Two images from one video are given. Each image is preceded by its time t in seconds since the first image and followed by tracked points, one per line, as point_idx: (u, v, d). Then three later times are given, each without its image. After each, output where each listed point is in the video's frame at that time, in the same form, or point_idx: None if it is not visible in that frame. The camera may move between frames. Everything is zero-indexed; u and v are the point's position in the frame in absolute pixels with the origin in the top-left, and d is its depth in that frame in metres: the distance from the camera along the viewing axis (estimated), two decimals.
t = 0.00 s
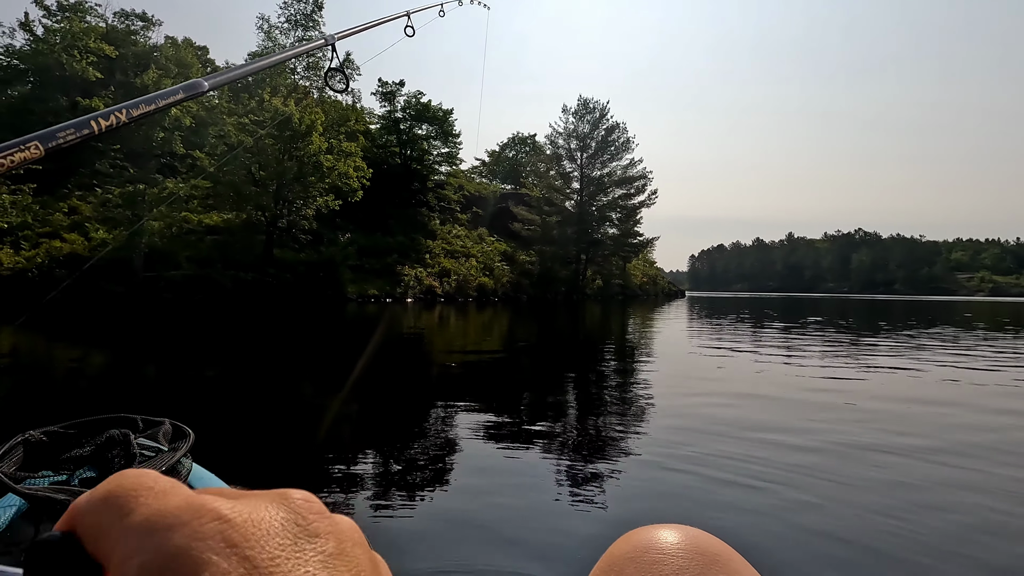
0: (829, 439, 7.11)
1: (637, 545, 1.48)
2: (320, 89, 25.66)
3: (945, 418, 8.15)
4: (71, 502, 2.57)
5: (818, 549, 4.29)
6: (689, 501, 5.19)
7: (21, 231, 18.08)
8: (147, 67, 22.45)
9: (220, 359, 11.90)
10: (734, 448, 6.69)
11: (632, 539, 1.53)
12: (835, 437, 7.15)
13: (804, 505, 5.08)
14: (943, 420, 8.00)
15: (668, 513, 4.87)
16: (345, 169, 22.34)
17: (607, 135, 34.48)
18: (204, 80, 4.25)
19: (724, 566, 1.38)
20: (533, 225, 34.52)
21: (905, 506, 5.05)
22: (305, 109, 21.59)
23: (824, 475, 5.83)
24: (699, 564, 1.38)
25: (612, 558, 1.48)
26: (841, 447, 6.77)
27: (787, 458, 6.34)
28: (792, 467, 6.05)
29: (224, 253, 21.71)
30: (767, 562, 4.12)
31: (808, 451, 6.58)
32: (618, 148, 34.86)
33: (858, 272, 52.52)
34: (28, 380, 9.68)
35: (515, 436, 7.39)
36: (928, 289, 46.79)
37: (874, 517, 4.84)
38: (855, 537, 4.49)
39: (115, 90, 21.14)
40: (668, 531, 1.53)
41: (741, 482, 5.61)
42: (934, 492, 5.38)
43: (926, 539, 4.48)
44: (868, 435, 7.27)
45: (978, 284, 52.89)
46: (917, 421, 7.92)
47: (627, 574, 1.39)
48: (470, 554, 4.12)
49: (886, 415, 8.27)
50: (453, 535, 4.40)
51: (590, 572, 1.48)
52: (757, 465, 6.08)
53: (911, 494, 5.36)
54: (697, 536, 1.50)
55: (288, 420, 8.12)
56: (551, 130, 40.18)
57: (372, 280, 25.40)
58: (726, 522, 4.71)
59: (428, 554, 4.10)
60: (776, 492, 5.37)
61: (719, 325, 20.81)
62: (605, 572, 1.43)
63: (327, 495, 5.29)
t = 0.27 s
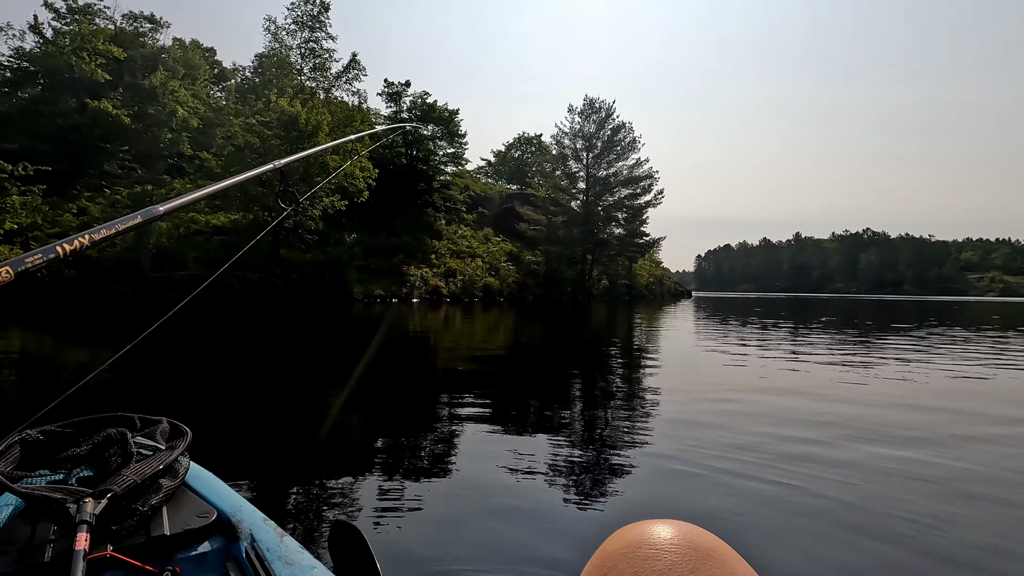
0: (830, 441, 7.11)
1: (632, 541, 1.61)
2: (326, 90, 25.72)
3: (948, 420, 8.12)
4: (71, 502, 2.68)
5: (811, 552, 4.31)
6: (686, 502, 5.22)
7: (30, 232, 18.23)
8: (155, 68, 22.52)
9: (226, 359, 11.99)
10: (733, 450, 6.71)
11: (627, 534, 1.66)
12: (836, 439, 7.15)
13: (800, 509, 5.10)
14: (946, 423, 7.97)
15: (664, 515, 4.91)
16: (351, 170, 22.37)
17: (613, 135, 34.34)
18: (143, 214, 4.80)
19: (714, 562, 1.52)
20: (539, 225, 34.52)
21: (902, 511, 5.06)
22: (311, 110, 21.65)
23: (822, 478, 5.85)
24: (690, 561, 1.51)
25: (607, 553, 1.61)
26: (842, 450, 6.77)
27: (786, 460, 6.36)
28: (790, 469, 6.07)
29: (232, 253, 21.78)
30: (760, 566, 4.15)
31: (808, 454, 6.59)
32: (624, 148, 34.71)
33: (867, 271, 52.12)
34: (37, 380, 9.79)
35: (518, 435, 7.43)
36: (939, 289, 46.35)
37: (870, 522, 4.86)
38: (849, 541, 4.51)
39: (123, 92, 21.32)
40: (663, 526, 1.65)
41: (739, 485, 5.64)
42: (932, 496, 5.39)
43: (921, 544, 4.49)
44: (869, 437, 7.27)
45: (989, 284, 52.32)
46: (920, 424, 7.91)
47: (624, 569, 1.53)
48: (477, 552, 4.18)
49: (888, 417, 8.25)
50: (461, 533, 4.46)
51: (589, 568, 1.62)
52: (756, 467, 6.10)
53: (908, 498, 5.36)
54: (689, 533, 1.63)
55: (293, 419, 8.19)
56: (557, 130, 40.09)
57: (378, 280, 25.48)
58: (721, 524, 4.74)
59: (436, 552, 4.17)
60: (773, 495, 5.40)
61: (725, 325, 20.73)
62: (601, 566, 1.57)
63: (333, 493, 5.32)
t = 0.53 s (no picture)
0: (839, 438, 7.02)
1: (634, 538, 1.58)
2: (332, 91, 25.82)
3: (959, 417, 8.01)
4: (73, 502, 2.71)
5: (817, 541, 4.24)
6: (691, 496, 5.15)
7: (40, 232, 18.57)
8: (163, 70, 22.66)
9: (232, 359, 12.05)
10: (742, 446, 6.63)
11: (630, 531, 1.64)
12: (844, 436, 7.07)
13: (808, 500, 5.03)
14: (956, 419, 7.86)
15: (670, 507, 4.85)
16: (357, 169, 22.41)
17: (619, 135, 34.23)
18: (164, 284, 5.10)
19: (718, 560, 1.48)
20: (545, 225, 34.51)
21: (911, 502, 4.97)
22: (317, 110, 21.74)
23: (831, 471, 5.76)
24: (694, 557, 1.47)
25: (609, 551, 1.59)
26: (852, 445, 6.67)
27: (793, 456, 6.29)
28: (798, 464, 5.98)
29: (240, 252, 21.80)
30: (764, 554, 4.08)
31: (816, 450, 6.49)
32: (630, 148, 34.63)
33: (875, 271, 51.75)
34: (46, 379, 9.89)
35: (524, 435, 7.41)
36: (948, 289, 45.94)
37: (878, 513, 4.78)
38: (856, 531, 4.44)
39: (132, 93, 21.50)
40: (666, 523, 1.62)
41: (747, 479, 5.57)
42: (942, 490, 5.29)
43: (929, 533, 4.41)
44: (879, 433, 7.17)
45: (1000, 284, 51.80)
46: (930, 421, 7.79)
47: (625, 566, 1.50)
48: (477, 556, 4.12)
49: (898, 415, 8.14)
50: (461, 536, 4.40)
51: (590, 568, 1.60)
52: (764, 462, 6.02)
53: (919, 490, 5.27)
54: (693, 529, 1.60)
55: (299, 420, 8.21)
56: (563, 130, 40.08)
57: (384, 280, 25.53)
58: (726, 514, 4.68)
59: (436, 555, 4.11)
60: (781, 489, 5.32)
61: (732, 326, 20.63)
62: (602, 565, 1.54)
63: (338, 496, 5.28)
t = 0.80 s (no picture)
0: (846, 440, 6.98)
1: (637, 536, 1.57)
2: (338, 91, 25.87)
3: (967, 419, 7.94)
4: (75, 502, 2.73)
5: (822, 547, 4.22)
6: (697, 500, 5.13)
7: (50, 233, 18.74)
8: (171, 70, 22.80)
9: (239, 358, 12.11)
10: (747, 448, 6.60)
11: (633, 529, 1.62)
12: (851, 438, 7.03)
13: (814, 504, 5.01)
14: (965, 422, 7.79)
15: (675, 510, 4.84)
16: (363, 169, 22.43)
17: (626, 134, 34.12)
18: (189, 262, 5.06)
19: (719, 558, 1.47)
20: (551, 224, 34.49)
21: (918, 507, 4.95)
22: (324, 110, 21.75)
23: (837, 475, 5.73)
24: (697, 555, 1.47)
25: (612, 548, 1.58)
26: (859, 448, 6.63)
27: (798, 457, 6.27)
28: (804, 468, 5.96)
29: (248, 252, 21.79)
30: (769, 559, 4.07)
31: (823, 453, 6.46)
32: (637, 147, 34.50)
33: (884, 271, 51.34)
34: (55, 378, 9.97)
35: (530, 435, 7.41)
36: (958, 289, 45.50)
37: (884, 518, 4.75)
38: (863, 537, 4.41)
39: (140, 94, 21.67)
40: (669, 521, 1.61)
41: (752, 483, 5.55)
42: (950, 494, 5.26)
43: (936, 539, 4.39)
44: (887, 436, 7.12)
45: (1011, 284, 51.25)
46: (938, 423, 7.74)
47: (628, 564, 1.48)
48: (481, 562, 4.11)
49: (906, 416, 8.08)
50: (464, 543, 4.39)
51: (594, 566, 1.58)
52: (769, 465, 5.99)
53: (927, 496, 5.23)
54: (697, 528, 1.59)
55: (306, 419, 8.23)
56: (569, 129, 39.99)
57: (390, 280, 25.58)
58: (731, 518, 4.67)
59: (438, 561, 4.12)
60: (786, 492, 5.31)
61: (739, 325, 20.54)
62: (605, 564, 1.53)
63: (345, 497, 5.26)
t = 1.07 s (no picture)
0: (851, 443, 6.93)
1: (639, 537, 1.55)
2: (344, 91, 25.96)
3: (975, 422, 7.86)
4: (74, 502, 2.76)
5: (823, 554, 4.20)
6: (698, 503, 5.12)
7: (59, 233, 18.97)
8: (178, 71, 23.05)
9: (245, 357, 12.17)
10: (751, 451, 6.57)
11: (636, 530, 1.61)
12: (857, 441, 6.98)
13: (816, 510, 4.98)
14: (972, 424, 7.72)
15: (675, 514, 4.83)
16: (368, 169, 22.48)
17: (632, 134, 34.01)
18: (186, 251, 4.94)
19: (722, 559, 1.46)
20: (556, 223, 34.45)
21: (922, 516, 4.91)
22: (330, 110, 21.78)
23: (841, 479, 5.69)
24: (701, 557, 1.45)
25: (615, 550, 1.56)
26: (864, 451, 6.59)
27: (803, 459, 6.24)
28: (808, 472, 5.92)
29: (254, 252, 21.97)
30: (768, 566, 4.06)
31: (828, 456, 6.41)
32: (642, 146, 34.41)
33: (892, 271, 51.03)
34: (63, 377, 10.07)
35: (536, 434, 7.40)
36: (967, 289, 45.12)
37: (886, 525, 4.72)
38: (863, 544, 4.39)
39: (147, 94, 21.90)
40: (672, 522, 1.59)
41: (755, 486, 5.52)
42: (955, 502, 5.20)
43: (937, 549, 4.36)
44: (893, 439, 7.06)
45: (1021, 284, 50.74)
46: (944, 426, 7.67)
47: (631, 566, 1.46)
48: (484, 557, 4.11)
49: (912, 418, 8.01)
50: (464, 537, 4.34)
51: (594, 569, 1.56)
52: (772, 468, 5.96)
53: (931, 502, 5.19)
54: (700, 530, 1.57)
55: (311, 419, 8.25)
56: (575, 128, 39.92)
57: (396, 280, 25.63)
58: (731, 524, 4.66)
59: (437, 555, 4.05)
60: (788, 496, 5.28)
61: (745, 325, 20.44)
62: (608, 565, 1.51)
63: (349, 496, 5.25)
